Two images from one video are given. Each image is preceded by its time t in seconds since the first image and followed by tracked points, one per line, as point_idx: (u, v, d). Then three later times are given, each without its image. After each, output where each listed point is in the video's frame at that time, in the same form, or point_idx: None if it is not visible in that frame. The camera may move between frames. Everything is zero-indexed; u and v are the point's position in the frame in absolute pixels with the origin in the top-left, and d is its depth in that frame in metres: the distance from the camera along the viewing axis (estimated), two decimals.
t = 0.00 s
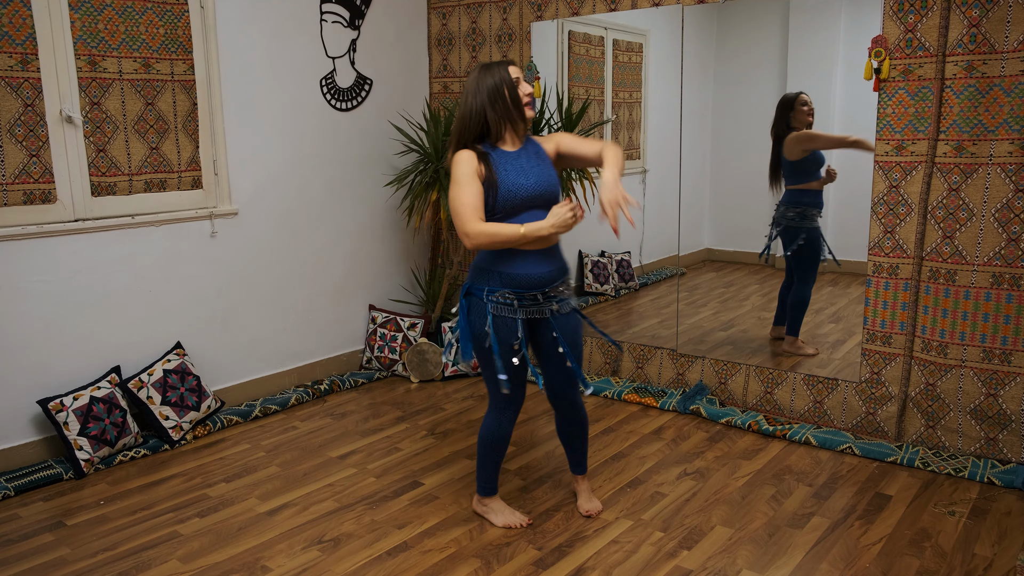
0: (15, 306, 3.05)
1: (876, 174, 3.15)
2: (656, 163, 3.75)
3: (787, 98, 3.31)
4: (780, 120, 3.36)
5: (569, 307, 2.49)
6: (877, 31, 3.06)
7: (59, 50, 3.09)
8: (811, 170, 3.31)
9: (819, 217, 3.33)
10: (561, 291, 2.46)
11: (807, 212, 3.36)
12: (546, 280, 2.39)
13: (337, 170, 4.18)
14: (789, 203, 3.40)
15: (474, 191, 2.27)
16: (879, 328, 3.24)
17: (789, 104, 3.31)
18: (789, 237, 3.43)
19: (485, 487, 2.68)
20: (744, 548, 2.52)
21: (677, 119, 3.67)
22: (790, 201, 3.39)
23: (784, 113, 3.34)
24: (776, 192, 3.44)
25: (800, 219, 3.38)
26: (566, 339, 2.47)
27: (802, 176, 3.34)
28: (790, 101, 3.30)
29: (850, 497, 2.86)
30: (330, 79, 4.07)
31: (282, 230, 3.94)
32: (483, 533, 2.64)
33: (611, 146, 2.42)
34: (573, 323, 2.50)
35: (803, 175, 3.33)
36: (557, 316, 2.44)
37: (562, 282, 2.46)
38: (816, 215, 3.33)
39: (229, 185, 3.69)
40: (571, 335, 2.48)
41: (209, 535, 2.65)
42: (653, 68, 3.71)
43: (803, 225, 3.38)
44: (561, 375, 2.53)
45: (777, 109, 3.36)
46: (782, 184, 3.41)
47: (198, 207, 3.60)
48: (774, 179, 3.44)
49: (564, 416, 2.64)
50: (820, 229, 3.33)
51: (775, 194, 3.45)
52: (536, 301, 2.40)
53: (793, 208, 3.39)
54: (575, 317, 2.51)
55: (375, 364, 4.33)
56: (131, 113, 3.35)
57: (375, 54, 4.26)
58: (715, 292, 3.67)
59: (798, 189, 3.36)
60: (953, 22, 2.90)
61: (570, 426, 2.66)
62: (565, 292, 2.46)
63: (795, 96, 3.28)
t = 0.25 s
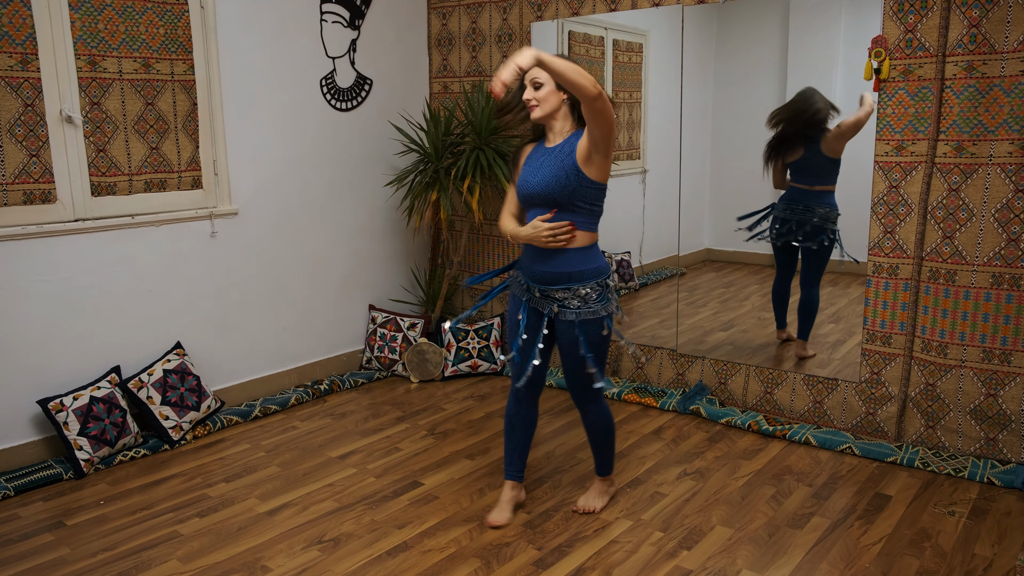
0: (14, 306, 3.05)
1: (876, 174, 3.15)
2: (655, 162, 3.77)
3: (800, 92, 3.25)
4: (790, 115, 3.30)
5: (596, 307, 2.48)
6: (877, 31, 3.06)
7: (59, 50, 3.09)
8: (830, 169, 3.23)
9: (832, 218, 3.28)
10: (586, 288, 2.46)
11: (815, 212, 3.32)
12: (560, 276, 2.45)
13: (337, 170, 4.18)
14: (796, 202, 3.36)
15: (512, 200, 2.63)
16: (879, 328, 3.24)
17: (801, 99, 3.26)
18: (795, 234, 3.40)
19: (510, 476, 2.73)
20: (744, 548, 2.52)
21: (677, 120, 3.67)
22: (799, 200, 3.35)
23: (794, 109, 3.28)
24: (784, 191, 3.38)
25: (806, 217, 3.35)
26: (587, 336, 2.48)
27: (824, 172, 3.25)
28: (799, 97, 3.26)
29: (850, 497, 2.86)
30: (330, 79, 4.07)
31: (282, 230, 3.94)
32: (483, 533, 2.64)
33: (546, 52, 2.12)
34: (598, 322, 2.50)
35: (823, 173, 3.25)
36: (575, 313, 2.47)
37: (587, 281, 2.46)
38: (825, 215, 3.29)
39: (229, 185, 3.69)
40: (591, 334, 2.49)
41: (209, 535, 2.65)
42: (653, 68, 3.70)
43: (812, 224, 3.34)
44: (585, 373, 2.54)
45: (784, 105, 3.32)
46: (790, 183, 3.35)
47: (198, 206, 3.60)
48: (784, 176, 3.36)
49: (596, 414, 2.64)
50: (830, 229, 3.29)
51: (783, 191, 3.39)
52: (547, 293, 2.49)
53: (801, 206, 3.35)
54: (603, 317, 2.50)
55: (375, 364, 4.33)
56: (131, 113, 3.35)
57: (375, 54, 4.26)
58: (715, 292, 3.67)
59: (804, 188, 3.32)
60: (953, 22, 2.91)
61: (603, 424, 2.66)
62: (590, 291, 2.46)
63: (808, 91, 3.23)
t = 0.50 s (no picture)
0: (14, 306, 3.05)
1: (876, 174, 3.15)
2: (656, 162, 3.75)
3: (810, 95, 3.22)
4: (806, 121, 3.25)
5: (584, 312, 2.52)
6: (877, 31, 3.06)
7: (59, 50, 3.09)
8: (830, 174, 3.24)
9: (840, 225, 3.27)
10: (575, 290, 2.53)
11: (823, 220, 3.31)
12: (557, 277, 2.58)
13: (337, 170, 4.18)
14: (804, 209, 3.35)
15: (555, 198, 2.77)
16: (879, 328, 3.24)
17: (815, 102, 3.22)
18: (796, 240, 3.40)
19: (506, 454, 2.97)
20: (744, 548, 2.52)
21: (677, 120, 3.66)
22: (812, 209, 3.32)
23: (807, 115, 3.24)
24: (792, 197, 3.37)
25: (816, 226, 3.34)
26: (570, 339, 2.56)
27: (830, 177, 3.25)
28: (812, 99, 3.22)
29: (849, 497, 2.86)
30: (330, 79, 4.07)
31: (282, 230, 3.95)
32: (483, 533, 2.64)
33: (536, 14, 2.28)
34: (583, 328, 2.53)
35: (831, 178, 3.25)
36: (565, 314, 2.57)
37: (578, 284, 2.52)
38: (837, 223, 3.28)
39: (229, 185, 3.70)
40: (575, 337, 2.55)
41: (209, 535, 2.65)
42: (652, 68, 3.67)
43: (819, 232, 3.33)
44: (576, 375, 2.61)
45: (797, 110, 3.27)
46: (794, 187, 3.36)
47: (197, 206, 3.60)
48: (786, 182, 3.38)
49: (598, 417, 2.67)
50: (835, 237, 3.29)
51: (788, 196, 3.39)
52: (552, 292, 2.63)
53: (807, 214, 3.34)
54: (587, 322, 2.52)
55: (375, 364, 4.33)
56: (131, 113, 3.35)
57: (375, 54, 4.26)
58: (715, 292, 3.67)
59: (812, 194, 3.31)
60: (953, 22, 2.90)
61: (604, 429, 2.68)
62: (577, 294, 2.51)
63: (818, 94, 3.20)
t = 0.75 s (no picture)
0: (14, 307, 3.05)
1: (876, 174, 3.15)
2: (656, 162, 3.74)
3: (810, 96, 3.22)
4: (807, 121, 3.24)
5: (583, 310, 2.54)
6: (877, 31, 3.06)
7: (59, 50, 3.09)
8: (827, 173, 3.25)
9: (840, 226, 3.27)
10: (575, 289, 2.55)
11: (826, 221, 3.30)
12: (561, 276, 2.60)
13: (337, 170, 4.18)
14: (805, 210, 3.33)
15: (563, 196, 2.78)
16: (879, 327, 3.24)
17: (815, 103, 3.21)
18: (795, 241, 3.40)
19: (510, 454, 2.93)
20: (744, 548, 2.52)
21: (677, 120, 3.66)
22: (815, 210, 3.31)
23: (807, 115, 3.24)
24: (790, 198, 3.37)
25: (819, 227, 3.33)
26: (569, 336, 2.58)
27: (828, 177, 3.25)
28: (811, 99, 3.22)
29: (849, 497, 2.86)
30: (330, 79, 4.08)
31: (282, 230, 3.94)
32: (483, 533, 2.64)
33: None
34: (581, 326, 2.55)
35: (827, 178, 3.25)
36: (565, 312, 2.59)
37: (578, 283, 2.54)
38: (836, 223, 3.28)
39: (229, 185, 3.70)
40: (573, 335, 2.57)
41: (209, 535, 2.65)
42: (653, 68, 3.68)
43: (822, 234, 3.33)
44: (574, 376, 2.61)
45: (798, 111, 3.26)
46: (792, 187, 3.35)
47: (197, 207, 3.60)
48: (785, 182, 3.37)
49: (590, 418, 2.68)
50: (835, 237, 3.30)
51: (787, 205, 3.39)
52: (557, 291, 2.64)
53: (810, 215, 3.32)
54: (585, 320, 2.54)
55: (375, 364, 4.33)
56: (131, 113, 3.35)
57: (375, 54, 4.26)
58: (715, 292, 3.66)
59: (812, 194, 3.30)
60: (953, 22, 2.91)
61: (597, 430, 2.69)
62: (577, 293, 2.54)
63: (818, 94, 3.20)
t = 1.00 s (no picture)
0: (14, 306, 3.05)
1: (876, 175, 3.15)
2: (655, 162, 3.72)
3: (810, 95, 3.21)
4: (807, 120, 3.23)
5: (571, 306, 2.54)
6: (877, 32, 3.06)
7: (59, 49, 3.09)
8: (825, 174, 3.25)
9: (831, 222, 3.28)
10: (560, 285, 2.54)
11: (814, 215, 3.32)
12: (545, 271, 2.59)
13: (337, 170, 4.18)
14: (796, 203, 3.36)
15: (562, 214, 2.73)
16: (879, 328, 3.24)
17: (814, 102, 3.21)
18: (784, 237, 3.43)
19: (515, 456, 2.92)
20: (744, 548, 2.52)
21: (677, 119, 3.66)
22: (803, 204, 3.34)
23: (810, 114, 3.22)
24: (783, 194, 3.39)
25: (806, 221, 3.35)
26: (561, 334, 2.58)
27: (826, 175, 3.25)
28: (812, 98, 3.21)
29: (849, 498, 2.86)
30: (330, 79, 4.07)
31: (282, 229, 3.94)
32: (482, 533, 2.64)
33: None
34: (572, 322, 2.55)
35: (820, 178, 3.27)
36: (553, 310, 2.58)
37: (563, 279, 2.54)
38: (826, 219, 3.29)
39: (229, 184, 3.70)
40: (564, 332, 2.57)
41: (209, 535, 2.65)
42: (653, 68, 3.68)
43: (812, 229, 3.34)
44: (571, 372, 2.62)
45: (799, 110, 3.26)
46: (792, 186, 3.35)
47: (197, 206, 3.60)
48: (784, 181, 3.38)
49: (593, 412, 2.69)
50: (826, 232, 3.30)
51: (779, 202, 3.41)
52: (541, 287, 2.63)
53: (797, 207, 3.36)
54: (575, 316, 2.54)
55: (375, 364, 4.33)
56: (131, 113, 3.35)
57: (375, 54, 4.26)
58: (715, 292, 3.66)
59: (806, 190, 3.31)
60: (954, 23, 2.90)
61: (600, 424, 2.69)
62: (563, 289, 2.53)
63: (818, 93, 3.19)
